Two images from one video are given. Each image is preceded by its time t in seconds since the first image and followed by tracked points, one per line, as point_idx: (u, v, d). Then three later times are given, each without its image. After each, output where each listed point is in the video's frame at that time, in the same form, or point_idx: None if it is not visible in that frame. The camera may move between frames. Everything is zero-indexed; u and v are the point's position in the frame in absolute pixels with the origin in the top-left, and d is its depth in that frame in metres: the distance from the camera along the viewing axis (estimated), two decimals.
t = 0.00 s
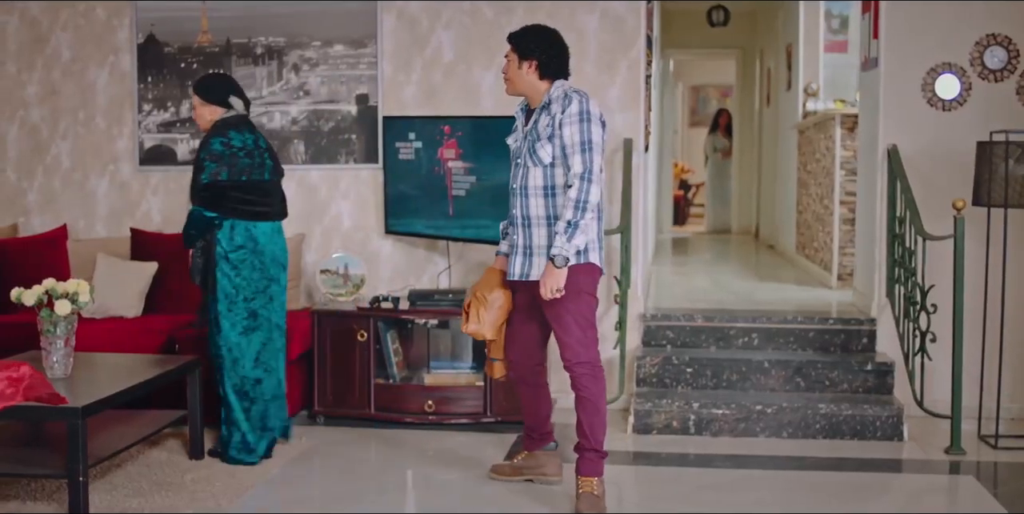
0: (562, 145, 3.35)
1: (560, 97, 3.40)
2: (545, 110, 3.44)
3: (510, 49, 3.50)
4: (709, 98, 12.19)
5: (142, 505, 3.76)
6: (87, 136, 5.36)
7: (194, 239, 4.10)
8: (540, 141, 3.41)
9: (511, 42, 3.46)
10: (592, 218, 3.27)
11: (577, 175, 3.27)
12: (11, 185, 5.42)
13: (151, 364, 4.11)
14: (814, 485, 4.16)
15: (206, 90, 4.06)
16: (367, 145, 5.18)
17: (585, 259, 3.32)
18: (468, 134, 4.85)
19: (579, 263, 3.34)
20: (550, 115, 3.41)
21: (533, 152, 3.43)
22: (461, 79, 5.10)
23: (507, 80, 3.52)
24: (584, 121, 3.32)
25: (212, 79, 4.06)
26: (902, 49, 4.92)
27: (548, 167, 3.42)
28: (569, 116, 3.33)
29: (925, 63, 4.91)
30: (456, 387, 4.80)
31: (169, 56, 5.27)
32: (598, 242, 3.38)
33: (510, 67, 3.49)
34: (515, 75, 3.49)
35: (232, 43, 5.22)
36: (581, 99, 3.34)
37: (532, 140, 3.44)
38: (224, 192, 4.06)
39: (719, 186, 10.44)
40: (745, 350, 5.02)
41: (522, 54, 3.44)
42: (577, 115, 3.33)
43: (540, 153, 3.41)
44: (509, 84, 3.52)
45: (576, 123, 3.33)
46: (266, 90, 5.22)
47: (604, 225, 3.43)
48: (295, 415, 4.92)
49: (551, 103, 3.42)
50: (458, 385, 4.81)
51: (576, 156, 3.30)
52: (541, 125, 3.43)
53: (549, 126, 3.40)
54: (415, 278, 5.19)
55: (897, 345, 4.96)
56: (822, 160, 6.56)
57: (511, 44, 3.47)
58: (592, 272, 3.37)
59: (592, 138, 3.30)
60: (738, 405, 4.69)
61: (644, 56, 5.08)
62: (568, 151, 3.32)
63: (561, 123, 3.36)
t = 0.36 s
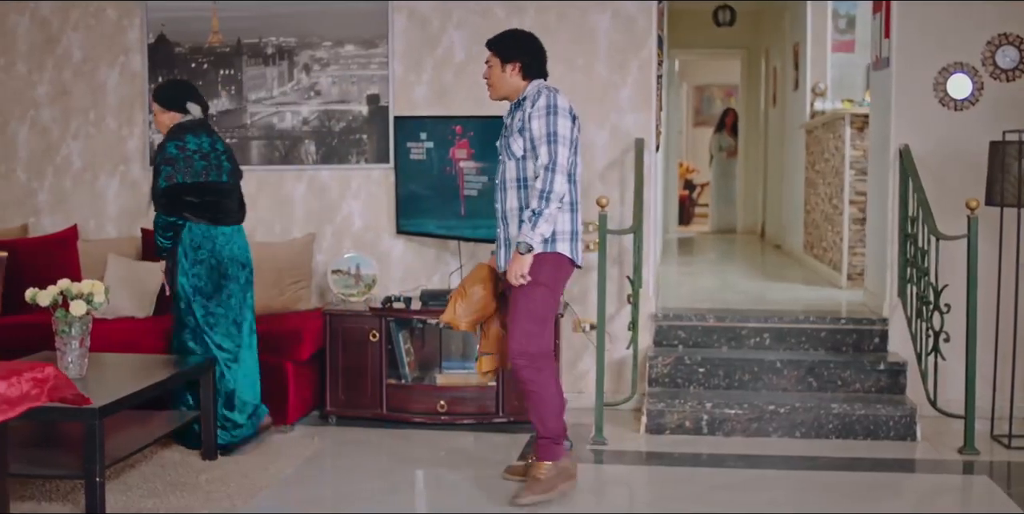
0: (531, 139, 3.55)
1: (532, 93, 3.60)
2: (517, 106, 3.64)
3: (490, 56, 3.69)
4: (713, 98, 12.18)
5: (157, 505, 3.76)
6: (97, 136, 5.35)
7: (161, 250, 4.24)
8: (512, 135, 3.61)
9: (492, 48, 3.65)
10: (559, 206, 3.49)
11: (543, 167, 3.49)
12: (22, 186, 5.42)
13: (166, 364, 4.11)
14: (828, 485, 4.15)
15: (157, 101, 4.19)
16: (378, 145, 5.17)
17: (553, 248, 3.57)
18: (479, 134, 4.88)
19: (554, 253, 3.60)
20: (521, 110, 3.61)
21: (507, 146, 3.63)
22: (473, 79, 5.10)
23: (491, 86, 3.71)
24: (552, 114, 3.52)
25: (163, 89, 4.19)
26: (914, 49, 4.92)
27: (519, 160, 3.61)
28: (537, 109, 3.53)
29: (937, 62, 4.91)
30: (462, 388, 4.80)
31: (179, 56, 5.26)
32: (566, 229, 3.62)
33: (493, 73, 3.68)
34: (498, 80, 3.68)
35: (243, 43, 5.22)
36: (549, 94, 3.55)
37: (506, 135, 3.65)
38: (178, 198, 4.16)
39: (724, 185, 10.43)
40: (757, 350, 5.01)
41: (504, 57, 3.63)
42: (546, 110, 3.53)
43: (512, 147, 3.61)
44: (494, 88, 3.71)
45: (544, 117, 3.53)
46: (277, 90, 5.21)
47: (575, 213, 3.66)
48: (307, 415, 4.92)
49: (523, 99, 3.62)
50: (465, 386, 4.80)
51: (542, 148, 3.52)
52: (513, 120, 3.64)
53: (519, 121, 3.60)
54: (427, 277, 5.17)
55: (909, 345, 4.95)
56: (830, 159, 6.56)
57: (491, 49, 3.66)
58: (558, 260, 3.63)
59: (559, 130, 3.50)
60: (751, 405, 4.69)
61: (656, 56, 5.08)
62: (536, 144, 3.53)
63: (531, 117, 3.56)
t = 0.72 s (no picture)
0: (497, 153, 3.72)
1: (496, 107, 3.77)
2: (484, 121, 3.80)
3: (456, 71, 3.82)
4: (722, 97, 12.16)
5: (179, 506, 3.76)
6: (113, 136, 5.34)
7: (153, 250, 4.13)
8: (480, 150, 3.79)
9: (461, 63, 3.78)
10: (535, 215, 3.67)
11: (514, 180, 3.67)
12: (37, 186, 5.40)
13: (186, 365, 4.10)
14: (850, 485, 4.14)
15: (143, 103, 4.06)
16: (395, 145, 5.16)
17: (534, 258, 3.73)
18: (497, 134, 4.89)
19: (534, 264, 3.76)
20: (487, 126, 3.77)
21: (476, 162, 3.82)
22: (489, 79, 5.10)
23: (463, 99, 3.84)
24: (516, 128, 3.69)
25: (145, 89, 4.07)
26: (933, 48, 4.91)
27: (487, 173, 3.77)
28: (501, 125, 3.70)
29: (955, 62, 4.90)
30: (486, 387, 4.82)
31: (196, 56, 5.26)
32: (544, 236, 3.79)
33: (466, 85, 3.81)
34: (473, 90, 3.82)
35: (260, 43, 5.22)
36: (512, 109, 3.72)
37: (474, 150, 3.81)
38: (180, 194, 4.11)
39: (734, 184, 10.42)
40: (774, 349, 4.99)
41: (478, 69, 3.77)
42: (506, 124, 3.71)
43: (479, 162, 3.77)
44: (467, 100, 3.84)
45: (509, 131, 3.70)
46: (294, 89, 5.21)
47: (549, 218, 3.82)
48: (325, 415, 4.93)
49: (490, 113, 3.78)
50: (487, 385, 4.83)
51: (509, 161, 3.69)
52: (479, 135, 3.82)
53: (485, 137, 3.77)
54: (444, 276, 5.17)
55: (928, 345, 4.94)
56: (844, 158, 6.54)
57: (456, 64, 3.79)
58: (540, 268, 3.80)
59: (524, 142, 3.67)
60: (770, 405, 4.68)
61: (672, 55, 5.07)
62: (503, 159, 3.70)
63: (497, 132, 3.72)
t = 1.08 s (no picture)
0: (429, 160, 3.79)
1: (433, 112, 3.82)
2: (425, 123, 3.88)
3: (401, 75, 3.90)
4: (732, 97, 12.14)
5: (203, 506, 3.76)
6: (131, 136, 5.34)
7: (171, 253, 4.09)
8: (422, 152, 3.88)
9: (402, 69, 3.86)
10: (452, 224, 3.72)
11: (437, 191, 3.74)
12: (55, 186, 5.40)
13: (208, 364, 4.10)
14: (872, 485, 4.13)
15: (146, 101, 4.06)
16: (414, 146, 5.17)
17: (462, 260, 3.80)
18: (515, 134, 4.81)
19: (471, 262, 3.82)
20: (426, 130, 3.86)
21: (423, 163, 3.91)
22: (508, 79, 5.11)
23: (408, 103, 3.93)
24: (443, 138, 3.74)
25: (140, 88, 4.06)
26: (953, 46, 4.90)
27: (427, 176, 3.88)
28: (430, 132, 3.77)
29: (975, 60, 4.89)
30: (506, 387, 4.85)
31: (214, 56, 5.26)
32: (480, 238, 3.84)
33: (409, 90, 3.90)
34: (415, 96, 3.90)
35: (278, 43, 5.22)
36: (441, 116, 3.75)
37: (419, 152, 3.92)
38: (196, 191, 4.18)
39: (745, 184, 10.41)
40: (794, 349, 4.99)
41: (414, 76, 3.84)
42: (437, 132, 3.75)
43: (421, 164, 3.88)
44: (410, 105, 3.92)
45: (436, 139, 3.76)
46: (312, 89, 5.21)
47: (485, 220, 3.84)
48: (345, 415, 4.94)
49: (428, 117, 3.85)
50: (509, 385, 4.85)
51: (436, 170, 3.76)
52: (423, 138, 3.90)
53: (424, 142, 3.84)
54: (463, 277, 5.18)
55: (948, 344, 4.93)
56: (860, 158, 6.52)
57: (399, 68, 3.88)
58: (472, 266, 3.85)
59: (449, 154, 3.71)
60: (791, 405, 4.67)
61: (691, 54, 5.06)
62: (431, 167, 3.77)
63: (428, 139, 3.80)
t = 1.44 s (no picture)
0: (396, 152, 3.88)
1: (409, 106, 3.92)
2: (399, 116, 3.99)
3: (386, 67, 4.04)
4: (738, 95, 12.13)
5: (225, 507, 3.75)
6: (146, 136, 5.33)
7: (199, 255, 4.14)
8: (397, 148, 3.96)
9: (386, 60, 3.98)
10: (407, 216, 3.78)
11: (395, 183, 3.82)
12: (70, 186, 5.39)
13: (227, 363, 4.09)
14: (893, 485, 4.12)
15: (155, 113, 4.02)
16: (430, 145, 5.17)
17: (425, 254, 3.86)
18: (534, 134, 4.79)
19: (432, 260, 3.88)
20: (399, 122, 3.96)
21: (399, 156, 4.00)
22: (523, 79, 5.11)
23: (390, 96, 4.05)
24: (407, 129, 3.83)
25: (144, 101, 4.01)
26: (969, 45, 4.89)
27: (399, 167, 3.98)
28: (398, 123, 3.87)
29: (992, 60, 4.88)
30: (525, 386, 4.83)
31: (229, 56, 5.26)
32: (441, 233, 3.88)
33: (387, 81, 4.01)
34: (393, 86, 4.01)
35: (293, 43, 5.21)
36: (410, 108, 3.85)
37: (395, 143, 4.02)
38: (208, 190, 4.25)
39: (754, 183, 10.40)
40: (811, 349, 4.99)
41: (395, 69, 3.95)
42: (404, 125, 3.83)
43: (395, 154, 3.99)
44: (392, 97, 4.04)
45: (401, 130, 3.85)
46: (327, 89, 5.20)
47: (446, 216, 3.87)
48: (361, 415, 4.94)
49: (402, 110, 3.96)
50: (528, 384, 4.83)
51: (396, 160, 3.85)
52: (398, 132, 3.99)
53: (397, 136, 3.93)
54: (478, 277, 5.20)
55: (965, 343, 4.92)
56: (873, 157, 6.50)
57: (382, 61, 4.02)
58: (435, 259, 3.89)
59: (409, 144, 3.80)
60: (809, 405, 4.66)
61: (707, 54, 5.06)
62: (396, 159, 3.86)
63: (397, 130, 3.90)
